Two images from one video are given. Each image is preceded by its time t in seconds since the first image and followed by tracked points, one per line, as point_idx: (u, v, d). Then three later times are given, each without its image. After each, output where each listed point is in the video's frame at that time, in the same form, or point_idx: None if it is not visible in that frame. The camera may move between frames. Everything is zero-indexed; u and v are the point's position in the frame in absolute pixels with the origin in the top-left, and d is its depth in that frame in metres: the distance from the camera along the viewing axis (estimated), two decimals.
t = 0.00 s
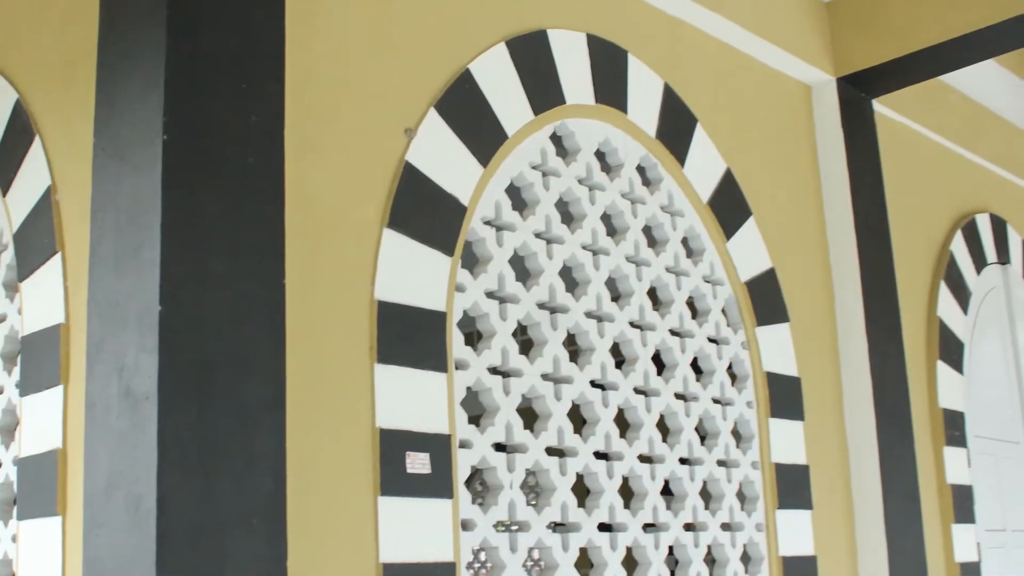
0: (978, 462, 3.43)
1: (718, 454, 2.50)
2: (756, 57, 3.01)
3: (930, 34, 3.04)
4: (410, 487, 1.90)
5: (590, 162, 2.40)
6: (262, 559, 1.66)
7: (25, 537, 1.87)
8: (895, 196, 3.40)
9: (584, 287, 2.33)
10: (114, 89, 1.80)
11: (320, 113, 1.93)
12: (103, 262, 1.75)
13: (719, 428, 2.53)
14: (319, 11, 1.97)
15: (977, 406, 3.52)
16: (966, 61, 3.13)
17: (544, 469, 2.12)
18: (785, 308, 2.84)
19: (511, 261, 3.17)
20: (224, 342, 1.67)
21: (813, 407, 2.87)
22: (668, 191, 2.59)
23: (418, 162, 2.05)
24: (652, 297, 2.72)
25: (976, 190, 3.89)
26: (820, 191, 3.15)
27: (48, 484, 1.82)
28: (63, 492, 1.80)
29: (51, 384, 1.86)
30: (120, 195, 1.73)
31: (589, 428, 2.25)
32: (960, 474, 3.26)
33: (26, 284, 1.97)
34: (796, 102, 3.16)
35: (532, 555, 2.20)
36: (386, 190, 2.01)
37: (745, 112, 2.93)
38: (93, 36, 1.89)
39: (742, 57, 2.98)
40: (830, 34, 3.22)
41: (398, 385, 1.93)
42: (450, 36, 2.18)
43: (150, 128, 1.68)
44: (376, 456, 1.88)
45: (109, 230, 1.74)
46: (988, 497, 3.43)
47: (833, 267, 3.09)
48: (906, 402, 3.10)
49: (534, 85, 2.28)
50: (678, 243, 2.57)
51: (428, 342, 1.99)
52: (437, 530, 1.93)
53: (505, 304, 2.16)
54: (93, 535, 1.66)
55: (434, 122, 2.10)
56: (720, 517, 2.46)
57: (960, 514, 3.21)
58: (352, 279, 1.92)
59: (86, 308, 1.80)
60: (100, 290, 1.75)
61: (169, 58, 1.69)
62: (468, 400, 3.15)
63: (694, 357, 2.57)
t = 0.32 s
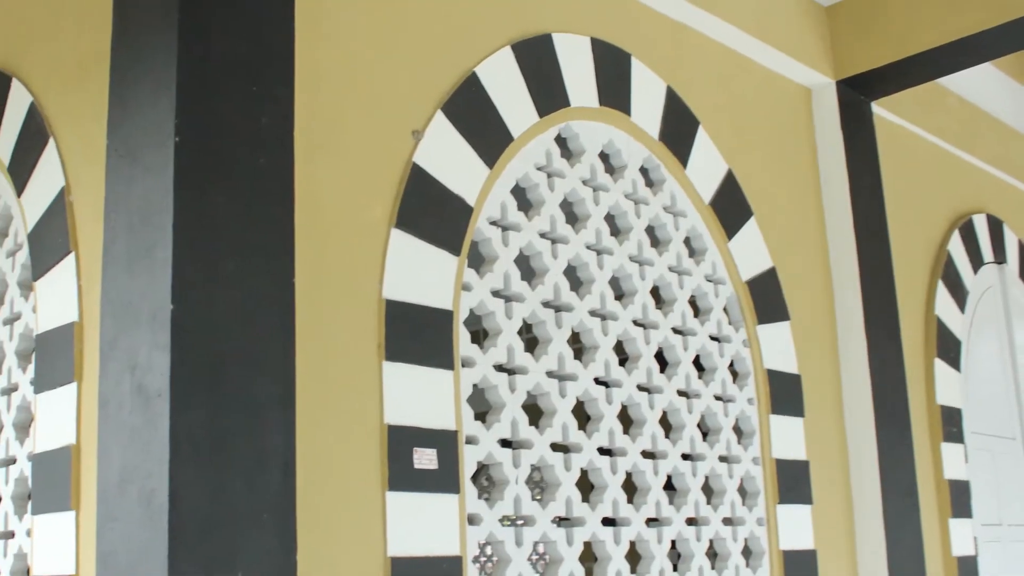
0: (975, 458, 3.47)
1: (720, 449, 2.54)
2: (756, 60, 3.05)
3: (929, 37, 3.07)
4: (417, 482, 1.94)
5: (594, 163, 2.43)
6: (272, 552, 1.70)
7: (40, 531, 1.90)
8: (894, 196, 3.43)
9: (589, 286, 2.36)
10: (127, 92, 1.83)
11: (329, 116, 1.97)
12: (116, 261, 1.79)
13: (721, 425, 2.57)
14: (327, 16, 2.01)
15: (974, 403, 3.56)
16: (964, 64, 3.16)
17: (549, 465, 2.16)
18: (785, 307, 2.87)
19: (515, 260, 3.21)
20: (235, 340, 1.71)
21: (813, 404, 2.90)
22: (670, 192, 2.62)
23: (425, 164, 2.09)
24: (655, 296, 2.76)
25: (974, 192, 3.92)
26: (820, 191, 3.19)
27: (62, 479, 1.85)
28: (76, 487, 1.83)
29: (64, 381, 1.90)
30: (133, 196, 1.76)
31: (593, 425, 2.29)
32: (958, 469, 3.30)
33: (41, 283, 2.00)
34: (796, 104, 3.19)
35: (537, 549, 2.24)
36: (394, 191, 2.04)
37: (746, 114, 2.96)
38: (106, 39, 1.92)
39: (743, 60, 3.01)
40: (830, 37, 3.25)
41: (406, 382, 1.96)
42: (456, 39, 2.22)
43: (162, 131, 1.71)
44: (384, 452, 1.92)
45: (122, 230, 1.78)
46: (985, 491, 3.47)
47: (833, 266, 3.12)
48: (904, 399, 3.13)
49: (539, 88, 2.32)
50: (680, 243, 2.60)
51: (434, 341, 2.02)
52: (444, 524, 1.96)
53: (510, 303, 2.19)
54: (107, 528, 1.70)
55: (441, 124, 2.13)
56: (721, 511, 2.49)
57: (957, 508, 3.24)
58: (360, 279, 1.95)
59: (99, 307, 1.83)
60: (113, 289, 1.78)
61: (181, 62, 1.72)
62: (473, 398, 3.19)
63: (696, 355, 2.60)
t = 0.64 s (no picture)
0: (972, 453, 3.51)
1: (722, 445, 2.58)
2: (757, 64, 3.09)
3: (927, 42, 3.12)
4: (426, 476, 1.98)
5: (599, 165, 2.48)
6: (285, 545, 1.74)
7: (58, 525, 1.93)
8: (893, 197, 3.48)
9: (594, 285, 2.41)
10: (143, 97, 1.88)
11: (340, 119, 2.01)
12: (132, 261, 1.84)
13: (723, 421, 2.61)
14: (338, 22, 2.05)
15: (971, 400, 3.60)
16: (961, 69, 3.21)
17: (555, 460, 2.20)
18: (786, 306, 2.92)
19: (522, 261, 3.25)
20: (248, 338, 1.75)
21: (813, 402, 2.95)
22: (674, 193, 2.66)
23: (434, 166, 2.13)
24: (658, 295, 2.80)
25: (971, 194, 3.97)
26: (820, 192, 3.23)
27: (79, 474, 1.90)
28: (93, 482, 1.88)
29: (81, 379, 1.94)
30: (149, 198, 1.81)
31: (598, 421, 2.33)
32: (954, 464, 3.34)
33: (58, 282, 2.04)
34: (796, 107, 3.24)
35: (543, 543, 2.28)
36: (404, 192, 2.09)
37: (747, 116, 3.01)
38: (123, 44, 1.96)
39: (743, 64, 3.06)
40: (829, 41, 3.30)
41: (415, 379, 2.01)
42: (463, 45, 2.26)
43: (177, 134, 1.76)
44: (393, 447, 1.96)
45: (138, 231, 1.82)
46: (981, 486, 3.51)
47: (833, 266, 3.17)
48: (902, 395, 3.18)
49: (545, 92, 2.36)
50: (683, 243, 2.65)
51: (443, 339, 2.07)
52: (452, 517, 2.01)
53: (517, 302, 2.24)
54: (124, 522, 1.74)
55: (449, 127, 2.18)
56: (723, 506, 2.54)
57: (954, 502, 3.29)
58: (370, 278, 2.00)
59: (115, 306, 1.87)
60: (129, 289, 1.83)
61: (195, 68, 1.77)
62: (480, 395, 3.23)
63: (698, 353, 2.65)
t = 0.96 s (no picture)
0: (968, 448, 3.56)
1: (724, 440, 2.64)
2: (757, 68, 3.15)
3: (923, 47, 3.17)
4: (437, 469, 2.04)
5: (605, 167, 2.53)
6: (301, 535, 1.80)
7: (79, 517, 1.98)
8: (891, 198, 3.53)
9: (600, 284, 2.46)
10: (161, 101, 1.93)
11: (352, 122, 2.06)
12: (150, 261, 1.89)
13: (725, 416, 2.67)
14: (350, 28, 2.10)
15: (967, 395, 3.66)
16: (957, 73, 3.27)
17: (562, 454, 2.25)
18: (786, 304, 2.97)
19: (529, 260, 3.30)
20: (263, 335, 1.81)
21: (813, 399, 3.00)
22: (678, 195, 2.72)
23: (444, 168, 2.19)
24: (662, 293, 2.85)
25: (967, 195, 4.03)
26: (820, 193, 3.29)
27: (99, 468, 1.95)
28: (113, 476, 1.93)
29: (100, 376, 1.99)
30: (167, 199, 1.86)
31: (604, 416, 2.38)
32: (950, 458, 3.40)
33: (79, 280, 2.09)
34: (795, 110, 3.29)
35: (551, 534, 2.34)
36: (415, 193, 2.14)
37: (748, 119, 3.06)
38: (141, 49, 2.02)
39: (744, 67, 3.11)
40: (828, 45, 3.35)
41: (425, 374, 2.06)
42: (472, 51, 2.32)
43: (195, 138, 1.81)
44: (405, 440, 2.02)
45: (156, 232, 1.88)
46: (977, 480, 3.56)
47: (832, 265, 3.22)
48: (899, 391, 3.23)
49: (552, 96, 2.42)
50: (687, 243, 2.70)
51: (452, 336, 2.12)
52: (462, 508, 2.06)
53: (525, 300, 2.29)
54: (143, 514, 1.80)
55: (459, 130, 2.23)
56: (725, 498, 2.59)
57: (950, 495, 3.34)
58: (382, 277, 2.05)
59: (135, 304, 1.93)
60: (148, 287, 1.88)
61: (212, 74, 1.82)
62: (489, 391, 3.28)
63: (701, 350, 2.70)
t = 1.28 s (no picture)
0: (963, 442, 3.63)
1: (727, 434, 2.70)
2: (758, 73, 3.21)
3: (920, 52, 3.24)
4: (448, 462, 2.10)
5: (611, 170, 2.60)
6: (316, 524, 1.86)
7: (101, 509, 2.04)
8: (888, 200, 3.59)
9: (606, 282, 2.52)
10: (181, 105, 1.99)
11: (366, 126, 2.13)
12: (170, 260, 1.95)
13: (727, 411, 2.73)
14: (363, 35, 2.16)
15: (962, 390, 3.72)
16: (953, 78, 3.33)
17: (569, 448, 2.32)
18: (786, 302, 3.03)
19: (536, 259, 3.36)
20: (281, 331, 1.87)
21: (813, 395, 3.07)
22: (682, 196, 2.78)
23: (455, 171, 2.25)
24: (666, 292, 2.92)
25: (962, 196, 4.09)
26: (819, 195, 3.35)
27: (120, 461, 2.01)
28: (134, 469, 1.99)
29: (121, 372, 2.05)
30: (187, 202, 1.93)
31: (610, 411, 2.45)
32: (946, 451, 3.46)
33: (101, 280, 2.16)
34: (796, 114, 3.36)
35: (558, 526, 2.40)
36: (427, 194, 2.21)
37: (749, 121, 3.12)
38: (162, 56, 2.08)
39: (745, 71, 3.17)
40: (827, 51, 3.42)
41: (437, 370, 2.13)
42: (481, 57, 2.38)
43: (213, 141, 1.87)
44: (417, 434, 2.08)
45: (176, 232, 1.94)
46: (972, 473, 3.63)
47: (831, 264, 3.29)
48: (896, 387, 3.30)
49: (560, 101, 2.49)
50: (690, 243, 2.76)
51: (463, 333, 2.19)
52: (472, 499, 2.13)
53: (534, 298, 2.36)
54: (163, 506, 1.86)
55: (470, 134, 2.30)
56: (728, 491, 2.65)
57: (946, 488, 3.40)
58: (394, 275, 2.12)
59: (155, 302, 1.99)
60: (168, 285, 1.95)
61: (230, 80, 1.89)
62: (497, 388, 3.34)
63: (704, 346, 2.76)
